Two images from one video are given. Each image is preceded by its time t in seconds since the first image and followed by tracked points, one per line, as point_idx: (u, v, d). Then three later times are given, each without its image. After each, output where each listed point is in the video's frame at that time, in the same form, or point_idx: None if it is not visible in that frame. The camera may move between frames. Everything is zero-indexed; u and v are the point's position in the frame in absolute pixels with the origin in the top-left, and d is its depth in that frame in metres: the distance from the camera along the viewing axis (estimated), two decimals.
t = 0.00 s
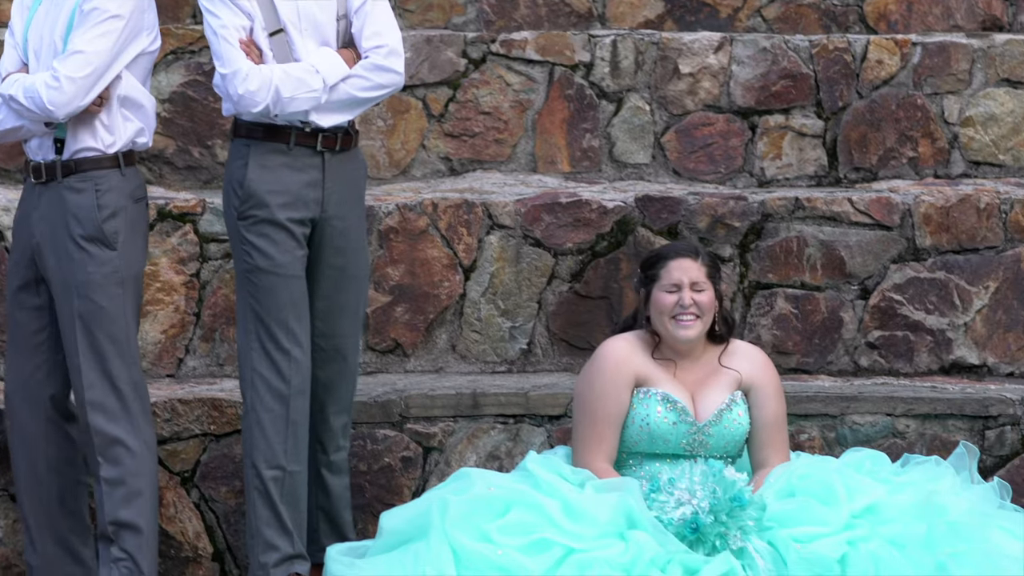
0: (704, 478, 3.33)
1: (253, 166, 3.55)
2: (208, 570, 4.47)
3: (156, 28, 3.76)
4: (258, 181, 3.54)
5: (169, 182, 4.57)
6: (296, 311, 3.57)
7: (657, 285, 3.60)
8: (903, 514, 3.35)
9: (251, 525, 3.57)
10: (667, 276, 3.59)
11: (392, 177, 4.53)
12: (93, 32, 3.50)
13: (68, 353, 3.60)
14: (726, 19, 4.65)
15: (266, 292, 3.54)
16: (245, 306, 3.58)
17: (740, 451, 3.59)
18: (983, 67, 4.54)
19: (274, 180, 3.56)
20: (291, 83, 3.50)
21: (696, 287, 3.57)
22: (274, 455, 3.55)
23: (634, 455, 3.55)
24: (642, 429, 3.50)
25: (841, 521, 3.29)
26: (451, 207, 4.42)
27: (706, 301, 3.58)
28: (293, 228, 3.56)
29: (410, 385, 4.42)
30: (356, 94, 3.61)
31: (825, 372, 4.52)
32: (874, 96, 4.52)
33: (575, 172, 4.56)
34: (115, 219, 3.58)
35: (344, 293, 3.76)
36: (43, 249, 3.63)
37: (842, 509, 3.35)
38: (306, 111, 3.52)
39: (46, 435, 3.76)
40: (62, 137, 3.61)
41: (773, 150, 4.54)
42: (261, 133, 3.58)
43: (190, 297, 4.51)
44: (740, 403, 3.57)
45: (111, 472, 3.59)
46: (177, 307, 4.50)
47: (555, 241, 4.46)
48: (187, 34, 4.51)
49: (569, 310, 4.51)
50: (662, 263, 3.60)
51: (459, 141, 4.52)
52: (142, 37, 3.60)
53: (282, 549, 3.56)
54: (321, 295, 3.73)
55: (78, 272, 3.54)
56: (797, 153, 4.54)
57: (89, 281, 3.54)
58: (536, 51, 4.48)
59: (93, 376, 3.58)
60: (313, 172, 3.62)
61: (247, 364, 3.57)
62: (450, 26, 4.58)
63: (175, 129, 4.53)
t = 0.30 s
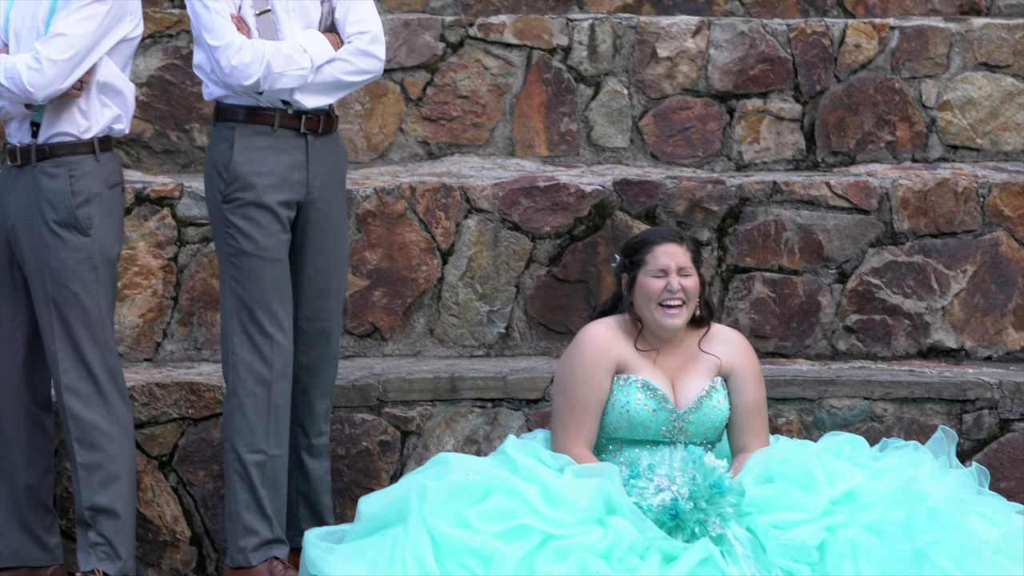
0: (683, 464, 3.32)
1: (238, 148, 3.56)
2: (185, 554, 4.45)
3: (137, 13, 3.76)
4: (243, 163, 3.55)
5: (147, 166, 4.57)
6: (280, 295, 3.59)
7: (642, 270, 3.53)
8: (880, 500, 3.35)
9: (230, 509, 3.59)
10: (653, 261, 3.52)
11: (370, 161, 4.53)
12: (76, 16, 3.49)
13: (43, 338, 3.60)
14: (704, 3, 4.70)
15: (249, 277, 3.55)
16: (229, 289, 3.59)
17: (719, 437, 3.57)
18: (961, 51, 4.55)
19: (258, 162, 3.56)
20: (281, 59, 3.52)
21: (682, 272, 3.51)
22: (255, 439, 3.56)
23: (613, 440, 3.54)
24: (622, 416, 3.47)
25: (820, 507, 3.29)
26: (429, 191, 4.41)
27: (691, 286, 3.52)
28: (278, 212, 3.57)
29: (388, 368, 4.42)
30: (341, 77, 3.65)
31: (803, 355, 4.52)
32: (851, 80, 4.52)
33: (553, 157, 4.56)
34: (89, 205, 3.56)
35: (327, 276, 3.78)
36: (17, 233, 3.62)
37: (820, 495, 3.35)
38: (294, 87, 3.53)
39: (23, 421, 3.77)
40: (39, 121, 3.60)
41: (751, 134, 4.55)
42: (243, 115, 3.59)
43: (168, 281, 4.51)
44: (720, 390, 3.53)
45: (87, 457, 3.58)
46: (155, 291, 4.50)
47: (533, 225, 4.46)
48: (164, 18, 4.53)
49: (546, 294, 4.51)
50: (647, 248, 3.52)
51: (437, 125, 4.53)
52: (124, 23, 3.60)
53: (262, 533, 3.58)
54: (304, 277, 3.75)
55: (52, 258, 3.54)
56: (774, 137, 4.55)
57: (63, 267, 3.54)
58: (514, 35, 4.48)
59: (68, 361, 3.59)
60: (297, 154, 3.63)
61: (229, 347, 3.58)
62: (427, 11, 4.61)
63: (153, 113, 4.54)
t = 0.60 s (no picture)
0: (661, 449, 3.31)
1: (224, 130, 3.56)
2: (163, 538, 4.45)
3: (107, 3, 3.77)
4: (229, 145, 3.55)
5: (124, 149, 4.58)
6: (263, 279, 3.59)
7: (627, 256, 3.46)
8: (859, 485, 3.31)
9: (210, 492, 3.60)
10: (639, 247, 3.46)
11: (348, 144, 4.53)
12: (46, 3, 3.50)
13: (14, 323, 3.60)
14: None
15: (232, 261, 3.57)
16: (212, 272, 3.59)
17: (697, 421, 3.58)
18: (939, 34, 4.55)
19: (244, 144, 3.56)
20: (272, 35, 3.56)
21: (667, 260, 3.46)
22: (234, 422, 3.58)
23: (592, 424, 3.52)
24: (601, 402, 3.45)
25: (797, 492, 3.25)
26: (407, 174, 4.41)
27: (676, 273, 3.48)
28: (264, 195, 3.58)
29: (365, 352, 4.41)
30: (326, 59, 3.70)
31: (780, 339, 4.52)
32: (829, 63, 4.53)
33: (531, 140, 4.57)
34: (58, 187, 3.57)
35: (311, 259, 3.79)
36: None
37: (798, 480, 3.31)
38: (283, 63, 3.57)
39: None
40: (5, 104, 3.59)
41: (729, 117, 4.56)
42: (228, 97, 3.59)
43: (145, 265, 4.50)
44: (699, 376, 3.54)
45: (62, 440, 3.59)
46: (133, 275, 4.50)
47: (511, 209, 4.46)
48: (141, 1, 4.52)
49: (524, 277, 4.51)
50: (633, 235, 3.48)
51: (415, 108, 4.53)
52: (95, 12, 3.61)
53: (240, 517, 3.59)
54: (288, 259, 3.76)
55: (21, 242, 3.54)
56: (752, 120, 4.56)
57: (32, 250, 3.54)
58: (491, 19, 4.48)
59: (40, 344, 3.59)
60: (283, 136, 3.64)
61: (212, 331, 3.60)
62: None
63: (130, 97, 4.54)
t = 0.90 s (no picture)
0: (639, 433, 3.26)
1: (202, 112, 3.53)
2: (139, 522, 4.42)
3: None
4: (206, 128, 3.53)
5: (99, 133, 4.57)
6: (237, 264, 3.57)
7: (614, 242, 3.40)
8: (835, 469, 3.27)
9: (182, 476, 3.58)
10: (624, 233, 3.41)
11: (323, 128, 4.52)
12: None
13: None
14: None
15: (205, 245, 3.54)
16: (186, 255, 3.57)
17: (675, 406, 3.54)
18: (914, 18, 4.56)
19: (221, 126, 3.54)
20: (255, 13, 3.56)
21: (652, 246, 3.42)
22: (204, 407, 3.57)
23: (568, 409, 3.48)
24: (578, 386, 3.42)
25: (774, 476, 3.22)
26: (383, 159, 4.41)
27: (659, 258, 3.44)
28: (239, 179, 3.56)
29: (341, 336, 4.40)
30: (304, 42, 3.71)
31: (756, 323, 4.53)
32: (805, 48, 4.55)
33: (507, 124, 4.58)
34: (34, 172, 3.54)
35: (288, 242, 3.79)
36: None
37: (775, 464, 3.27)
38: (264, 41, 3.57)
39: None
40: None
41: (705, 101, 4.58)
42: (205, 80, 3.57)
43: (121, 249, 4.50)
44: (676, 360, 3.50)
45: (39, 424, 3.58)
46: (108, 259, 4.49)
47: (487, 193, 4.46)
48: None
49: (499, 262, 4.51)
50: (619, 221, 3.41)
51: (390, 92, 4.53)
52: None
53: (213, 500, 3.58)
54: (265, 242, 3.75)
55: None
56: (728, 104, 4.58)
57: (8, 235, 3.51)
58: (467, 2, 4.50)
59: (14, 329, 3.56)
60: (260, 119, 3.63)
61: (181, 316, 3.58)
62: None
63: (105, 81, 4.54)
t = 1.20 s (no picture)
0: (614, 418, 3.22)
1: (180, 97, 3.52)
2: (114, 508, 4.35)
3: None
4: (184, 112, 3.51)
5: (74, 118, 4.57)
6: (215, 249, 3.56)
7: (578, 220, 3.43)
8: (810, 455, 3.26)
9: (157, 462, 3.54)
10: (590, 209, 3.43)
11: (298, 114, 4.53)
12: None
13: None
14: None
15: (183, 229, 3.52)
16: (163, 240, 3.55)
17: (649, 391, 3.50)
18: (889, 3, 4.62)
19: (199, 111, 3.52)
20: None
21: (619, 222, 3.43)
22: (180, 392, 3.52)
23: (542, 396, 3.43)
24: (550, 372, 3.37)
25: (749, 463, 3.20)
26: (358, 144, 4.41)
27: (629, 235, 3.44)
28: (217, 164, 3.54)
29: (316, 321, 4.38)
30: (278, 24, 3.72)
31: (730, 308, 4.53)
32: (779, 33, 4.59)
33: (482, 109, 4.60)
34: (9, 157, 3.47)
35: (265, 227, 3.78)
36: None
37: (749, 450, 3.26)
38: (240, 22, 3.58)
39: None
40: None
41: (679, 86, 4.61)
42: (183, 65, 3.55)
43: (95, 234, 4.49)
44: (649, 346, 3.44)
45: (13, 410, 3.50)
46: (83, 245, 4.48)
47: (462, 177, 4.46)
48: None
49: (474, 247, 4.51)
50: (584, 197, 3.45)
51: (365, 78, 4.55)
52: None
53: (189, 486, 3.54)
54: (242, 226, 3.74)
55: None
56: (703, 89, 4.61)
57: None
58: None
59: None
60: (238, 103, 3.61)
61: (158, 302, 3.55)
62: None
63: (79, 66, 4.54)
